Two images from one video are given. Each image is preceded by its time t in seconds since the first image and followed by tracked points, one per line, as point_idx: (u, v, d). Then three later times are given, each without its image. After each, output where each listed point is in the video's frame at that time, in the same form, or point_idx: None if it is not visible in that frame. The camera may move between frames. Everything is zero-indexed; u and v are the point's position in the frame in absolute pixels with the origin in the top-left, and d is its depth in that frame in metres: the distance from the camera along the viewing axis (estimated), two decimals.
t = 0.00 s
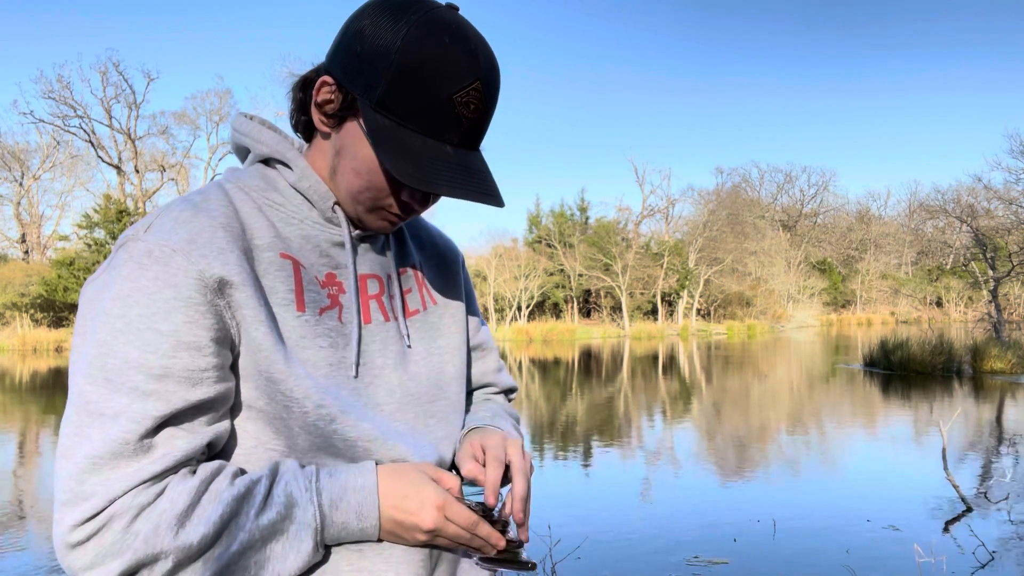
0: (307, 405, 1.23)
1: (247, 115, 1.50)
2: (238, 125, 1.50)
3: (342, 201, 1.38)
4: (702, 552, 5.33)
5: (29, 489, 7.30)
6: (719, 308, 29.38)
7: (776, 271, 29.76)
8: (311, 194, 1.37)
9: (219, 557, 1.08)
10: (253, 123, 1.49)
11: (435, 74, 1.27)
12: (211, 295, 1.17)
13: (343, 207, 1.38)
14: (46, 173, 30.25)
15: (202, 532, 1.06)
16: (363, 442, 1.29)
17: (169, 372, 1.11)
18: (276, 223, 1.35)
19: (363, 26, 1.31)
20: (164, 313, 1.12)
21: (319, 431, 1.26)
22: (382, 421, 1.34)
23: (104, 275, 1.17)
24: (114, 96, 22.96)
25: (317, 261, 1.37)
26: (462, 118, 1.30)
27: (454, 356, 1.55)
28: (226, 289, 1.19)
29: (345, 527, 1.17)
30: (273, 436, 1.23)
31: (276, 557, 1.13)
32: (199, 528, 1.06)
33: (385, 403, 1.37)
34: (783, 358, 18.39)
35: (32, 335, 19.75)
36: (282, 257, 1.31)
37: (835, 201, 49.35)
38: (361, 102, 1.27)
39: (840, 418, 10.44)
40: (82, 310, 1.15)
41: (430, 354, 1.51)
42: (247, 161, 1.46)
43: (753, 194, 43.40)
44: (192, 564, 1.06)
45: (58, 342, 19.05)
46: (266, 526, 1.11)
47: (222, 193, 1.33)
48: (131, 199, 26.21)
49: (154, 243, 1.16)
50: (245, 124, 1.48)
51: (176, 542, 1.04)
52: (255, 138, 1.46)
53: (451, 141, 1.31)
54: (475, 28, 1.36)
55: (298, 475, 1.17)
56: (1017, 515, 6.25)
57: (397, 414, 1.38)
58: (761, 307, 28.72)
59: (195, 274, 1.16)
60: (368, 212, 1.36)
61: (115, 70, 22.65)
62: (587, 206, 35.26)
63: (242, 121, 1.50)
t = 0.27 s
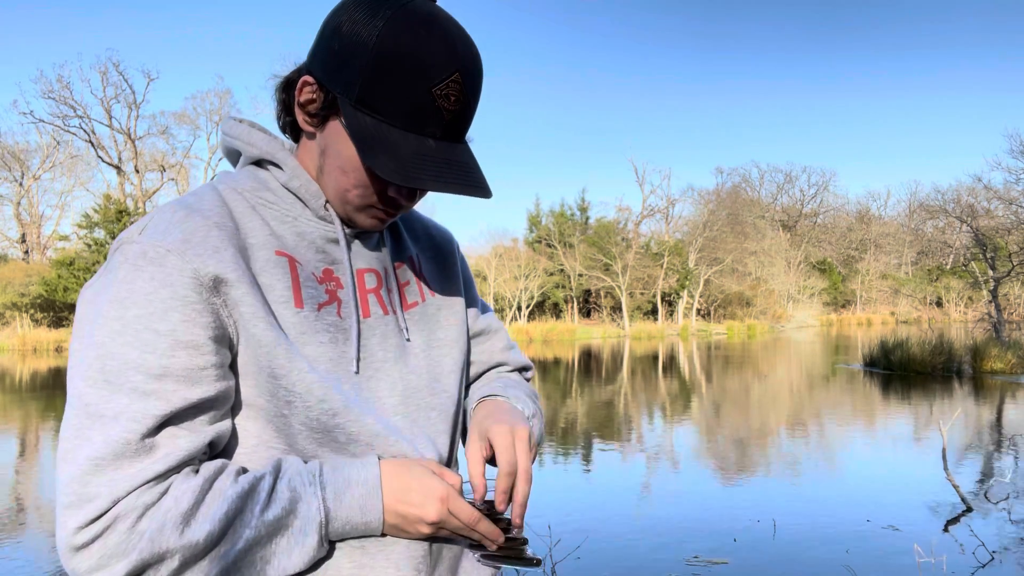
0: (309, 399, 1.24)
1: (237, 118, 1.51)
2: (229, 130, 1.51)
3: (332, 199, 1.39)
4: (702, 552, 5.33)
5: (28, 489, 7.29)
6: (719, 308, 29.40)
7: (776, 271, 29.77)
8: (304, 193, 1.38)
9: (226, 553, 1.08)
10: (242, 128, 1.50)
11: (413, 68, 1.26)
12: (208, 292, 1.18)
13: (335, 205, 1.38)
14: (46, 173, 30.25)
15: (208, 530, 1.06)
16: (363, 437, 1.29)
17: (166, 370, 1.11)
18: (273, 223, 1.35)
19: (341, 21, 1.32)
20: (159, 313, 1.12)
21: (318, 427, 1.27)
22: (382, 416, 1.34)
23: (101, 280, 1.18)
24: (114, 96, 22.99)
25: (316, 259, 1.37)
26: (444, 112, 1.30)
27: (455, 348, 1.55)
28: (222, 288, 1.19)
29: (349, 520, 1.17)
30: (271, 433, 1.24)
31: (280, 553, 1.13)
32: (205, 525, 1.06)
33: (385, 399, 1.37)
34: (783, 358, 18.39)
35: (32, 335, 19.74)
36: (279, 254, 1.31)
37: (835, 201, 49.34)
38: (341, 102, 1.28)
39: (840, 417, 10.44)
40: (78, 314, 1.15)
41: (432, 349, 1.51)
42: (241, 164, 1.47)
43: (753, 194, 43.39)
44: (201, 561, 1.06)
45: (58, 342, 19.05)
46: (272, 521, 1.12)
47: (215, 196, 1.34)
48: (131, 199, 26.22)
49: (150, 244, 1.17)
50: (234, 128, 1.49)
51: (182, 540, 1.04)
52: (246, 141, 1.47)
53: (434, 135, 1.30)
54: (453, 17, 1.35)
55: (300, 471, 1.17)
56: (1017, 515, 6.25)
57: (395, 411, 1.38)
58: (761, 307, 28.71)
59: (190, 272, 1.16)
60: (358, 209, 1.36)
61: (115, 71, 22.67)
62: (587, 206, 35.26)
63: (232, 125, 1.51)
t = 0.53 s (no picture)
0: (311, 396, 1.25)
1: (234, 120, 1.51)
2: (225, 132, 1.51)
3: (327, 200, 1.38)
4: (702, 552, 5.33)
5: (28, 489, 7.28)
6: (719, 308, 29.40)
7: (776, 271, 29.77)
8: (299, 195, 1.38)
9: (232, 550, 1.08)
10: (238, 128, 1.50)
11: (402, 71, 1.25)
12: (206, 290, 1.18)
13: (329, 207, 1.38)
14: (46, 173, 30.25)
15: (213, 527, 1.05)
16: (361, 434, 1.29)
17: (166, 369, 1.10)
18: (270, 223, 1.35)
19: (333, 22, 1.31)
20: (158, 312, 1.12)
21: (317, 422, 1.26)
22: (382, 414, 1.34)
23: (99, 281, 1.17)
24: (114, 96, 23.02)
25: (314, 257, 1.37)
26: (435, 116, 1.29)
27: (452, 346, 1.54)
28: (220, 286, 1.19)
29: (353, 514, 1.17)
30: (271, 431, 1.23)
31: (283, 552, 1.13)
32: (209, 524, 1.05)
33: (385, 397, 1.37)
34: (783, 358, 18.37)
35: (32, 335, 19.72)
36: (277, 253, 1.31)
37: (835, 200, 49.31)
38: (331, 105, 1.27)
39: (840, 417, 10.43)
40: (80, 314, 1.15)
41: (431, 348, 1.51)
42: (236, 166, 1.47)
43: (753, 193, 43.37)
44: (207, 560, 1.06)
45: (58, 342, 19.04)
46: (277, 515, 1.11)
47: (212, 197, 1.33)
48: (131, 199, 26.21)
49: (147, 244, 1.17)
50: (231, 129, 1.49)
51: (188, 537, 1.04)
52: (242, 143, 1.46)
53: (423, 140, 1.29)
54: (444, 19, 1.34)
55: (303, 466, 1.17)
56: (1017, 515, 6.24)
57: (393, 410, 1.37)
58: (761, 307, 28.69)
59: (188, 271, 1.16)
60: (352, 212, 1.36)
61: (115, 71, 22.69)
62: (587, 207, 35.25)
63: (228, 127, 1.50)
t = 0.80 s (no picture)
0: (314, 395, 1.25)
1: (233, 121, 1.51)
2: (224, 133, 1.51)
3: (326, 204, 1.38)
4: (703, 552, 5.32)
5: (28, 489, 7.27)
6: (719, 308, 29.40)
7: (776, 271, 29.77)
8: (298, 198, 1.37)
9: (242, 547, 1.08)
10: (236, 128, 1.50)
11: (404, 78, 1.25)
12: (212, 290, 1.18)
13: (328, 210, 1.38)
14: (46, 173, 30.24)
15: (224, 523, 1.05)
16: (363, 433, 1.30)
17: (174, 369, 1.10)
18: (269, 225, 1.35)
19: (336, 27, 1.30)
20: (165, 313, 1.12)
21: (320, 422, 1.27)
22: (381, 415, 1.34)
23: (104, 282, 1.17)
24: (114, 96, 23.03)
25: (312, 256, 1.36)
26: (435, 125, 1.29)
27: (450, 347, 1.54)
28: (224, 286, 1.19)
29: (360, 507, 1.17)
30: (273, 430, 1.23)
31: (288, 550, 1.13)
32: (220, 521, 1.05)
33: (383, 397, 1.37)
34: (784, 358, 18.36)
35: (32, 335, 19.70)
36: (276, 256, 1.31)
37: (834, 201, 49.32)
38: (331, 113, 1.27)
39: (840, 417, 10.43)
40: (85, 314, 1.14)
41: (428, 349, 1.50)
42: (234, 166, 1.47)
43: (753, 193, 43.36)
44: (219, 557, 1.06)
45: (58, 342, 19.02)
46: (288, 510, 1.11)
47: (210, 199, 1.33)
48: (130, 199, 26.20)
49: (151, 246, 1.17)
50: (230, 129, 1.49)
51: (202, 534, 1.04)
52: (241, 144, 1.46)
53: (423, 150, 1.29)
54: (449, 26, 1.34)
55: (309, 462, 1.17)
56: (1017, 515, 6.24)
57: (391, 411, 1.37)
58: (761, 307, 28.67)
59: (192, 271, 1.16)
60: (349, 214, 1.36)
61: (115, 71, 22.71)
62: (587, 207, 35.23)
63: (228, 127, 1.50)
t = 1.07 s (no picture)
0: (313, 397, 1.25)
1: (233, 121, 1.51)
2: (224, 133, 1.51)
3: (327, 206, 1.39)
4: (702, 552, 5.33)
5: (28, 489, 7.27)
6: (719, 309, 29.40)
7: (776, 271, 29.77)
8: (299, 200, 1.38)
9: (243, 549, 1.08)
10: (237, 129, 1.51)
11: (407, 81, 1.25)
12: (213, 291, 1.18)
13: (328, 213, 1.38)
14: (46, 173, 30.23)
15: (227, 524, 1.06)
16: (363, 434, 1.29)
17: (176, 370, 1.11)
18: (270, 228, 1.35)
19: (340, 30, 1.30)
20: (167, 312, 1.12)
21: (320, 425, 1.26)
22: (378, 415, 1.34)
23: (106, 282, 1.17)
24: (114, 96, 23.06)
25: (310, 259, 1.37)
26: (437, 128, 1.29)
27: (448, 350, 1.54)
28: (225, 288, 1.19)
29: (361, 507, 1.17)
30: (273, 430, 1.23)
31: (288, 554, 1.13)
32: (222, 520, 1.05)
33: (383, 399, 1.37)
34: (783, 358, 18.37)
35: (31, 335, 19.68)
36: (276, 258, 1.31)
37: (834, 201, 49.33)
38: (335, 116, 1.28)
39: (840, 418, 10.44)
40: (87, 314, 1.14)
41: (428, 351, 1.50)
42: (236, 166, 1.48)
43: (753, 193, 43.35)
44: (223, 558, 1.06)
45: (59, 342, 19.02)
46: (290, 509, 1.11)
47: (212, 200, 1.33)
48: (131, 199, 26.21)
49: (151, 246, 1.17)
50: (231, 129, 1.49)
51: (204, 533, 1.03)
52: (241, 145, 1.46)
53: (426, 154, 1.30)
54: (451, 29, 1.34)
55: (310, 462, 1.17)
56: (1016, 515, 6.25)
57: (390, 414, 1.37)
58: (761, 307, 28.68)
59: (193, 271, 1.17)
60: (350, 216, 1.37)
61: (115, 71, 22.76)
62: (587, 207, 35.23)
63: (228, 128, 1.50)
